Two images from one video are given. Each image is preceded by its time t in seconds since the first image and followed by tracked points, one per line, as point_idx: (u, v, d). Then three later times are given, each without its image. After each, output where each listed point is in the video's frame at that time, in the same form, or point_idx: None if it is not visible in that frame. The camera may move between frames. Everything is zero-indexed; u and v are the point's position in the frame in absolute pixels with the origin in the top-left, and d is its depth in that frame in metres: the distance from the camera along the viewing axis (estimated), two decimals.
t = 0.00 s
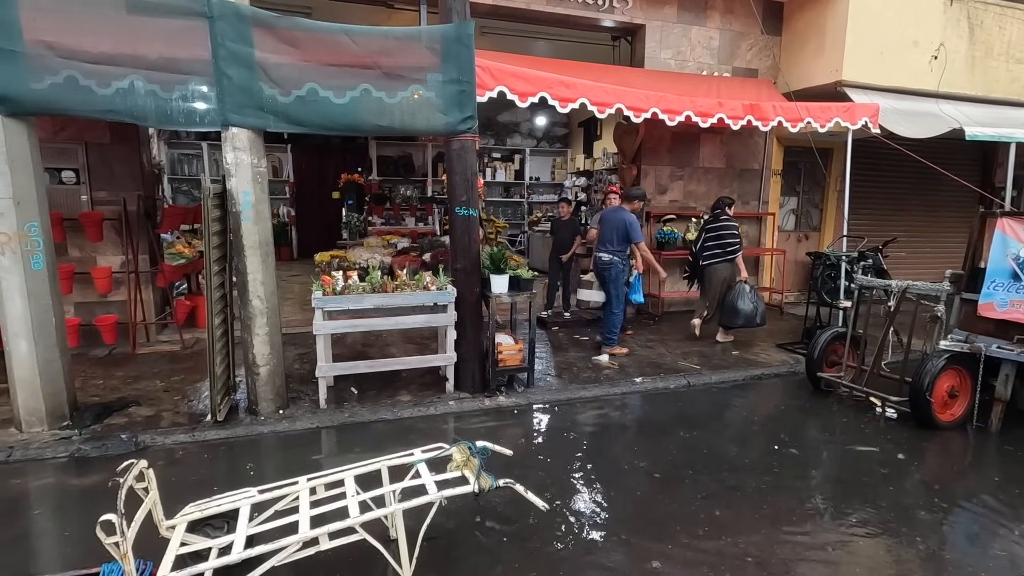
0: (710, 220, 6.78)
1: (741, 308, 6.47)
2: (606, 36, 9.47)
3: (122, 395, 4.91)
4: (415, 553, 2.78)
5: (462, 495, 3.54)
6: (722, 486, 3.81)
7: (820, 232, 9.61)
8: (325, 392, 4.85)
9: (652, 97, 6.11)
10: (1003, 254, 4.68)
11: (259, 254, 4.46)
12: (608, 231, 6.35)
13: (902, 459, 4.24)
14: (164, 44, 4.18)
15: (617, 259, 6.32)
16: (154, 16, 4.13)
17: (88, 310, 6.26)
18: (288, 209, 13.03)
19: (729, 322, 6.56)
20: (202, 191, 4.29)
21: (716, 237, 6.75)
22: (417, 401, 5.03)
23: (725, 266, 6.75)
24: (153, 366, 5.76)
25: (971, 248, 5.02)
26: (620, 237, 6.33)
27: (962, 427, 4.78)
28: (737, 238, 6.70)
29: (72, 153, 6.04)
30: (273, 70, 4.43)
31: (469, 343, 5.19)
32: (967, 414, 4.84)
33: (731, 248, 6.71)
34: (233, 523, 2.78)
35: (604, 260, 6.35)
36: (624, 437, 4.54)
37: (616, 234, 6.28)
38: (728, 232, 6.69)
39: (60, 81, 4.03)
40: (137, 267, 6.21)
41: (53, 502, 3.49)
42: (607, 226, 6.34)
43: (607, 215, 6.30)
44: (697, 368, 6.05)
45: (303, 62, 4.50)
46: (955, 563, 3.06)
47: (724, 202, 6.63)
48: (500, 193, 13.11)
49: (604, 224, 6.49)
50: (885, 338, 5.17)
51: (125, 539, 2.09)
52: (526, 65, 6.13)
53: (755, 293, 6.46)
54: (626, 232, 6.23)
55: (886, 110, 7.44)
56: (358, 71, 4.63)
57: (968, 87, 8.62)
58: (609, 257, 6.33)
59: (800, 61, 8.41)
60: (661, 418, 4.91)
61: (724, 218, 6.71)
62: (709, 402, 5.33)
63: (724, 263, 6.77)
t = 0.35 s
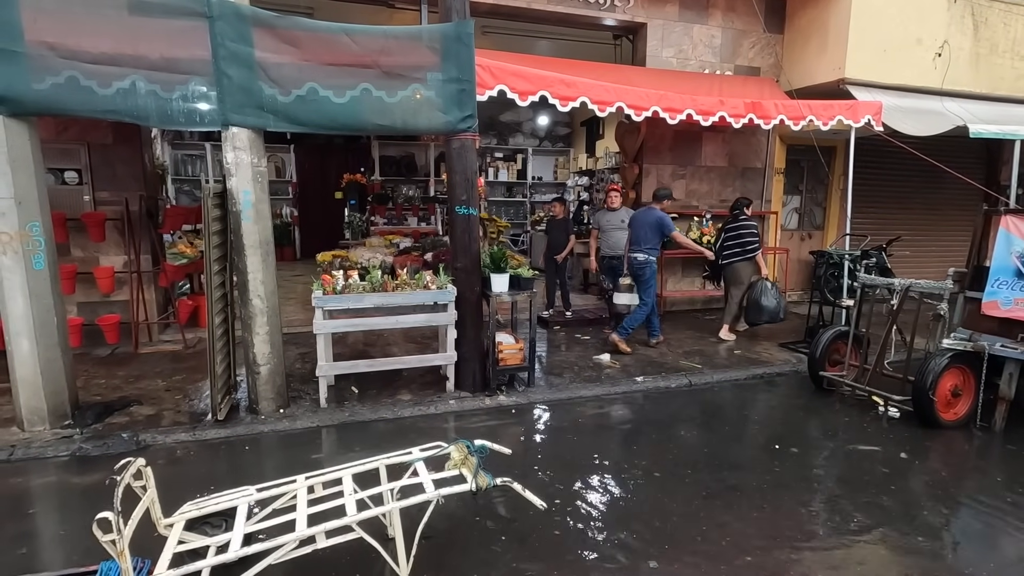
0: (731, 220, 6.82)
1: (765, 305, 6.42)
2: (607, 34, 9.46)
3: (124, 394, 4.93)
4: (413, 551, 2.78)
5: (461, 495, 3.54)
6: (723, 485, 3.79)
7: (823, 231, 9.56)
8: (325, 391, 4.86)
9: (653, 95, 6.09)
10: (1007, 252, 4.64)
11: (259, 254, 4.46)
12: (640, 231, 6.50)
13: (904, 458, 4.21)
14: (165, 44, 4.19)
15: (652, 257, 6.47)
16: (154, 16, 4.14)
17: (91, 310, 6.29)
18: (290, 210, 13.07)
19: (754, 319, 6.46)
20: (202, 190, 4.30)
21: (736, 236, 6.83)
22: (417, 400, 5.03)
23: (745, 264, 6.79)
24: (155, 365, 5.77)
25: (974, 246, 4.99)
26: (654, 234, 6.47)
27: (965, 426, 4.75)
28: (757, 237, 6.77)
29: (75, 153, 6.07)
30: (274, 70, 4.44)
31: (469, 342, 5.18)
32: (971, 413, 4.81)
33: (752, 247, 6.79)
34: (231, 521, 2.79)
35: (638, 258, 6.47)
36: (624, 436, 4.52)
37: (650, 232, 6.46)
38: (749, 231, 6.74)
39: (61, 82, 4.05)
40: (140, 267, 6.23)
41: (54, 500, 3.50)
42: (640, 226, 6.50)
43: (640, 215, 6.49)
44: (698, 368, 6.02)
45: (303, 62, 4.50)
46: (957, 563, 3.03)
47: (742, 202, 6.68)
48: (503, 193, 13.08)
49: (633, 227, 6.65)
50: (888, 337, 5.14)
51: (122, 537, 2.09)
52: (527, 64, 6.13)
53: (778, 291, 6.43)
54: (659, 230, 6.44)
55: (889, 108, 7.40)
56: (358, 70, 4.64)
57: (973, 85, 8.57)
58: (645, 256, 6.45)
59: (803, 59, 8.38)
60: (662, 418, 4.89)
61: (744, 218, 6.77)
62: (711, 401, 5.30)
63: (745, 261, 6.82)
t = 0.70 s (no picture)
0: (746, 219, 6.95)
1: (775, 297, 6.59)
2: (607, 34, 9.42)
3: (117, 395, 4.92)
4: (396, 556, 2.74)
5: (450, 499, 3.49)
6: (717, 489, 3.73)
7: (825, 231, 9.47)
8: (318, 392, 4.83)
9: (650, 94, 6.03)
10: (1009, 252, 4.57)
11: (250, 254, 4.44)
12: (664, 229, 6.66)
13: (903, 462, 4.14)
14: (156, 44, 4.17)
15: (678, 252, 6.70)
16: (146, 16, 4.13)
17: (88, 310, 6.29)
18: (292, 210, 13.07)
19: (763, 310, 6.64)
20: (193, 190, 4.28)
21: (752, 234, 6.92)
22: (411, 402, 4.99)
23: (761, 261, 6.88)
24: (150, 366, 5.77)
25: (976, 247, 4.91)
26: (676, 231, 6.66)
27: (966, 430, 4.67)
28: (773, 234, 6.85)
29: (72, 154, 6.08)
30: (266, 69, 4.42)
31: (463, 343, 5.14)
32: (972, 416, 4.72)
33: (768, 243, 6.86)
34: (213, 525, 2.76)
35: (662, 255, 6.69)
36: (618, 439, 4.47)
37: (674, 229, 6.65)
38: (764, 228, 6.82)
39: (53, 82, 4.04)
40: (136, 267, 6.24)
41: (41, 502, 3.48)
42: (662, 225, 6.66)
43: (662, 215, 6.63)
44: (696, 369, 5.96)
45: (295, 61, 4.48)
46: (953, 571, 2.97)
47: (757, 200, 6.84)
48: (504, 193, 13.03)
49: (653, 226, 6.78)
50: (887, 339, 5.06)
51: (95, 541, 2.06)
52: (523, 63, 6.09)
53: (790, 283, 6.60)
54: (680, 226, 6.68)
55: (891, 107, 7.32)
56: (351, 70, 4.61)
57: (977, 83, 8.46)
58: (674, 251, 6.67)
59: (804, 58, 8.31)
60: (657, 420, 4.83)
61: (759, 215, 6.88)
62: (708, 403, 5.24)
63: (761, 258, 6.91)
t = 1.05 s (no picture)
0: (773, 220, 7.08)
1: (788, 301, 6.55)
2: (603, 31, 9.29)
3: (94, 399, 4.80)
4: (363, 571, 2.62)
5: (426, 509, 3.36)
6: (705, 500, 3.59)
7: (825, 232, 9.32)
8: (298, 396, 4.70)
9: (643, 91, 5.90)
10: (1011, 254, 4.42)
11: (228, 254, 4.33)
12: (688, 230, 6.63)
13: (900, 471, 3.99)
14: (130, 38, 4.05)
15: (698, 254, 6.67)
16: (119, 9, 4.01)
17: (70, 311, 6.18)
18: (289, 210, 12.96)
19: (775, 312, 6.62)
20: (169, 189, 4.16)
21: (777, 236, 7.03)
22: (395, 406, 4.86)
23: (784, 264, 6.94)
24: (132, 368, 5.65)
25: (977, 248, 4.77)
26: (699, 234, 6.61)
27: (966, 437, 4.52)
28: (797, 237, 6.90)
29: (54, 152, 5.96)
30: (245, 64, 4.29)
31: (449, 346, 5.01)
32: (972, 423, 4.58)
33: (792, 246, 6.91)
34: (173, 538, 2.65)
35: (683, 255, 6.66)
36: (606, 445, 4.33)
37: (697, 231, 6.61)
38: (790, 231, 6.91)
39: (24, 77, 3.91)
40: (119, 268, 6.13)
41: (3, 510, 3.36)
42: (686, 225, 6.63)
43: (687, 215, 6.60)
44: (690, 373, 5.82)
45: (275, 56, 4.35)
46: None
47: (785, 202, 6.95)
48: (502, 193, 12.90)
49: (676, 225, 6.75)
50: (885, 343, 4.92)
51: (35, 560, 1.94)
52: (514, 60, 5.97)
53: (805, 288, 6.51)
54: (704, 229, 6.64)
55: (891, 104, 7.17)
56: (332, 65, 4.48)
57: (979, 81, 8.31)
58: (693, 253, 6.62)
59: (802, 56, 8.16)
60: (648, 425, 4.69)
61: (784, 217, 7.00)
62: (700, 408, 5.10)
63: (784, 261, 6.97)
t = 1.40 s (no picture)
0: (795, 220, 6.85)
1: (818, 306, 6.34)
2: (600, 29, 9.14)
3: (69, 406, 4.67)
4: None
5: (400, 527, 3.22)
6: (695, 517, 3.43)
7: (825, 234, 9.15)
8: (278, 403, 4.57)
9: (637, 89, 5.75)
10: (1016, 258, 4.25)
11: (204, 257, 4.20)
12: (708, 233, 6.59)
13: (900, 485, 3.83)
14: (101, 33, 3.90)
15: (715, 258, 6.61)
16: (90, 5, 3.87)
17: (51, 314, 6.05)
18: (285, 210, 12.82)
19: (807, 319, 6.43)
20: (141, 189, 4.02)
21: (799, 237, 6.82)
22: (378, 414, 4.72)
23: (806, 265, 6.79)
24: (112, 373, 5.52)
25: (980, 252, 4.61)
26: (720, 237, 6.55)
27: (969, 449, 4.35)
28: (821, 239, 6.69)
29: (34, 151, 5.81)
30: (221, 61, 4.15)
31: (434, 352, 4.86)
32: (975, 434, 4.41)
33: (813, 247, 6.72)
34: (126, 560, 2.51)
35: (702, 259, 6.59)
36: (594, 456, 4.18)
37: (718, 235, 6.57)
38: (813, 232, 6.69)
39: None
40: (101, 270, 6.00)
41: None
42: (706, 228, 6.60)
43: (709, 216, 6.57)
44: (684, 379, 5.66)
45: (253, 53, 4.21)
46: None
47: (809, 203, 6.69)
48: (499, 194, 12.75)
49: (696, 227, 6.71)
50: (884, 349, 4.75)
51: None
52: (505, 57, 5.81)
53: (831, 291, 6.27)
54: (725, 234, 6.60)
55: (892, 103, 7.00)
56: (313, 62, 4.34)
57: (984, 80, 8.12)
58: (711, 256, 6.55)
59: (802, 54, 7.99)
60: (639, 435, 4.55)
61: (808, 218, 6.75)
62: (695, 416, 4.95)
63: (806, 262, 6.81)
